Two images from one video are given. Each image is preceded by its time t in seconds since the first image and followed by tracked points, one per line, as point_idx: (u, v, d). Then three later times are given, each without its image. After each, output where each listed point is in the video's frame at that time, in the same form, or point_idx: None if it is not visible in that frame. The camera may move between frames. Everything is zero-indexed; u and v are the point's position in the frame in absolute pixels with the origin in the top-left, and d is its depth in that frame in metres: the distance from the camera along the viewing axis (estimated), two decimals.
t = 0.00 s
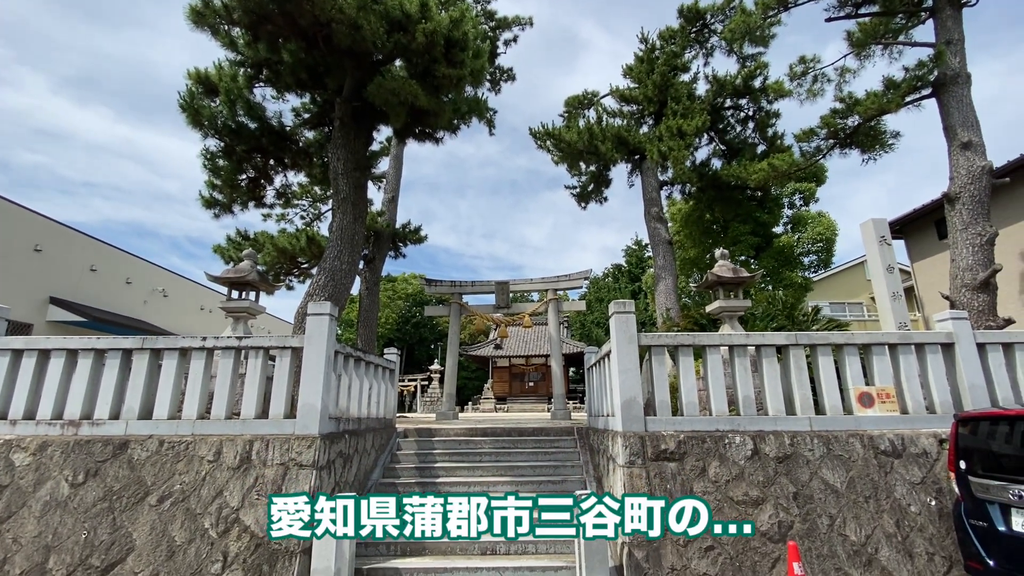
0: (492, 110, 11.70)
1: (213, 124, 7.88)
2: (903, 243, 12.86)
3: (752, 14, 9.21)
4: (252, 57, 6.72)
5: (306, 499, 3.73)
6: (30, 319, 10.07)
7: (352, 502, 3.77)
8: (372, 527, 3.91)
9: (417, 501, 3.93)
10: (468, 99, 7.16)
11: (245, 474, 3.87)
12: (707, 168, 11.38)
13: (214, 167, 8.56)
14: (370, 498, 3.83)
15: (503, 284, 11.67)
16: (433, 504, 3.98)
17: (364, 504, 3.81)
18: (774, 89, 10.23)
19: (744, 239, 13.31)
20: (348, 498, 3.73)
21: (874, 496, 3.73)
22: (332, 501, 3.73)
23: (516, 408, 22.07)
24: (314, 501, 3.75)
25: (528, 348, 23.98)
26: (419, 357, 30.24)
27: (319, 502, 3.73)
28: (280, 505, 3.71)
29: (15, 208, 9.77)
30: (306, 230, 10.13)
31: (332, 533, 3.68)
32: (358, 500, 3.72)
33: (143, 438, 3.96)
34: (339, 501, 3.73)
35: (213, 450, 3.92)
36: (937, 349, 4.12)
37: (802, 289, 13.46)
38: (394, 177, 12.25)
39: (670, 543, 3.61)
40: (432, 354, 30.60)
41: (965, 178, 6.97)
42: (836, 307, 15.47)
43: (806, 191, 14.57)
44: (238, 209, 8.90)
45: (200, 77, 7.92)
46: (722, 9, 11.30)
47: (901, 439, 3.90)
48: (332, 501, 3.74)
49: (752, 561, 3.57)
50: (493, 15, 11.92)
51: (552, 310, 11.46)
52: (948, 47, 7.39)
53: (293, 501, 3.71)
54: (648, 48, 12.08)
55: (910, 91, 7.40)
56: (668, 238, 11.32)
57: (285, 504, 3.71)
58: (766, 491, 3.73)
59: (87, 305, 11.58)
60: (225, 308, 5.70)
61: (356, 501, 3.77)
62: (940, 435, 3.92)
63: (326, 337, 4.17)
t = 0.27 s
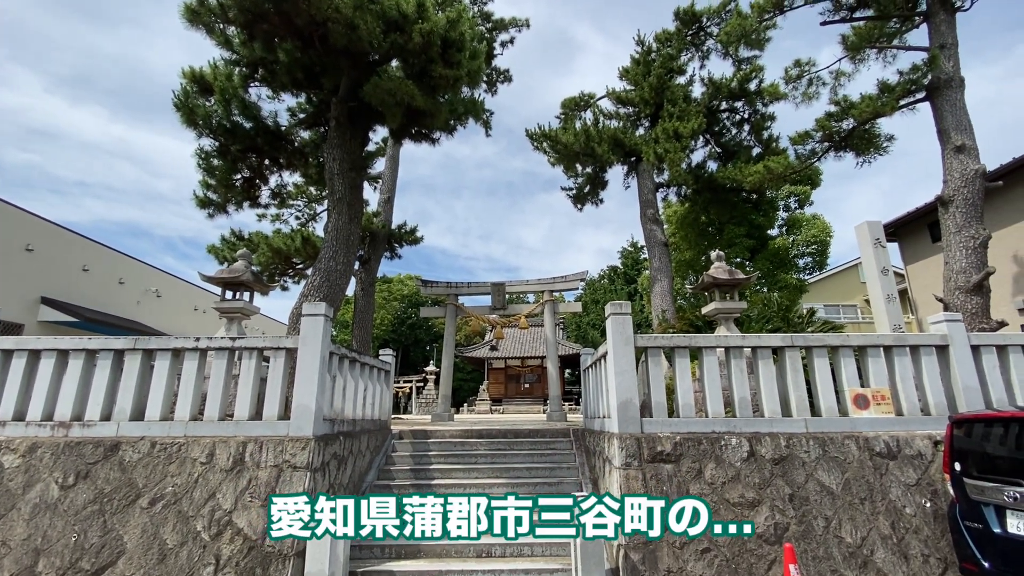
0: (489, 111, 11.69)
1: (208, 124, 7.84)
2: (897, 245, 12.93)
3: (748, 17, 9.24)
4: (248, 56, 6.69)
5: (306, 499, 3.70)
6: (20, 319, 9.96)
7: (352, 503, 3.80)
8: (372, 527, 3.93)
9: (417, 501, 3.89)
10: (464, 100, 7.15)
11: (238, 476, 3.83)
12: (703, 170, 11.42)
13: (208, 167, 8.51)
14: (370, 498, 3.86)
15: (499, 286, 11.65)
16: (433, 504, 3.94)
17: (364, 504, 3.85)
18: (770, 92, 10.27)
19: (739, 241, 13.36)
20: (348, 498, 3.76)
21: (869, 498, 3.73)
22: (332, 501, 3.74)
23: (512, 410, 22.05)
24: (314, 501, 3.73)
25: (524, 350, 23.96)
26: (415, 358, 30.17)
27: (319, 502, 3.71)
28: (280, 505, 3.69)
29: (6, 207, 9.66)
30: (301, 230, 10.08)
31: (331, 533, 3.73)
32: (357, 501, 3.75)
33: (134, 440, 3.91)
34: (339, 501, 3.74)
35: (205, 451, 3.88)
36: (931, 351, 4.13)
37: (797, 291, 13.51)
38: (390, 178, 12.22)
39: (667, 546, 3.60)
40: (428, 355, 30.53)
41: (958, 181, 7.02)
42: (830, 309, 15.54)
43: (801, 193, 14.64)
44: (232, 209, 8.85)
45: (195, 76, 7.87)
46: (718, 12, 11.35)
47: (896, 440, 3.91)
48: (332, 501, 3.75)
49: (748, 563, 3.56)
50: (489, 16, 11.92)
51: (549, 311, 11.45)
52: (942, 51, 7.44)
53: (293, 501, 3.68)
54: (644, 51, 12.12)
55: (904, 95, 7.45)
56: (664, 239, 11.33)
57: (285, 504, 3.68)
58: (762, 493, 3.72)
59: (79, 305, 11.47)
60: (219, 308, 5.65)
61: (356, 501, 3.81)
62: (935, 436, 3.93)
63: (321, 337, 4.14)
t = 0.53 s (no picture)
0: (484, 114, 11.69)
1: (201, 124, 7.76)
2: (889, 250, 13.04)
3: (742, 23, 9.30)
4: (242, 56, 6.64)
5: (306, 499, 3.69)
6: (8, 320, 9.82)
7: (352, 503, 3.88)
8: (373, 527, 4.03)
9: (417, 501, 3.95)
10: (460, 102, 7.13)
11: (227, 480, 3.77)
12: (697, 175, 11.46)
13: (201, 167, 8.44)
14: (370, 498, 3.95)
15: (494, 288, 11.62)
16: (433, 504, 3.99)
17: (364, 504, 3.95)
18: (763, 98, 10.34)
19: (732, 246, 13.42)
20: (348, 498, 3.83)
21: (864, 503, 3.73)
22: (332, 501, 3.79)
23: (506, 413, 21.98)
24: (314, 501, 3.72)
25: (518, 353, 23.92)
26: (408, 361, 30.04)
27: (319, 502, 3.74)
28: (280, 505, 3.68)
29: None
30: (295, 231, 10.01)
31: (332, 533, 3.83)
32: (357, 500, 3.84)
33: (121, 443, 3.84)
34: (339, 501, 3.80)
35: (194, 455, 3.81)
36: (925, 356, 4.14)
37: (790, 296, 13.58)
38: (384, 180, 12.17)
39: (661, 551, 3.57)
40: (422, 359, 30.41)
41: (949, 188, 7.08)
42: (823, 314, 15.63)
43: (794, 198, 14.73)
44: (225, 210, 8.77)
45: (188, 75, 7.81)
46: (712, 18, 11.42)
47: (890, 445, 3.91)
48: (332, 501, 3.80)
49: (743, 568, 3.54)
50: (485, 19, 11.94)
51: (543, 314, 11.43)
52: (934, 58, 7.52)
53: (294, 501, 3.68)
54: (639, 55, 12.17)
55: (896, 102, 7.52)
56: (659, 243, 11.36)
57: (285, 504, 3.68)
58: (757, 497, 3.71)
59: (68, 306, 11.32)
60: (210, 310, 5.58)
61: (356, 501, 3.90)
62: (928, 441, 3.94)
63: (313, 339, 4.09)
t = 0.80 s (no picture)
0: (478, 119, 11.68)
1: (190, 124, 7.67)
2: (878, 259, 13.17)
3: (734, 32, 9.39)
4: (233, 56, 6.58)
5: (306, 499, 3.65)
6: None
7: (352, 503, 3.90)
8: (372, 527, 4.00)
9: (417, 501, 3.94)
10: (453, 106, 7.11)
11: (208, 487, 3.66)
12: (689, 183, 11.52)
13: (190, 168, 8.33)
14: (370, 498, 3.95)
15: (485, 293, 11.57)
16: (433, 504, 3.97)
17: (364, 504, 3.95)
18: (755, 107, 10.43)
19: (723, 253, 13.49)
20: (348, 499, 3.85)
21: (855, 511, 3.71)
22: (332, 501, 3.81)
23: (497, 420, 21.85)
24: (314, 501, 3.69)
25: (510, 359, 23.84)
26: (399, 366, 29.83)
27: (319, 502, 3.73)
28: (280, 505, 3.62)
29: None
30: (285, 234, 9.91)
31: (332, 532, 3.85)
32: (357, 500, 3.85)
33: (99, 449, 3.73)
34: (339, 501, 3.83)
35: (175, 462, 3.71)
36: (914, 363, 4.14)
37: (780, 303, 13.65)
38: (377, 184, 12.11)
39: (652, 560, 3.52)
40: (412, 364, 30.22)
41: (937, 197, 7.16)
42: (812, 321, 15.74)
43: (784, 206, 14.85)
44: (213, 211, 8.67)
45: (178, 75, 7.72)
46: (704, 28, 11.53)
47: (881, 452, 3.90)
48: (332, 502, 3.82)
49: None
50: (480, 25, 11.96)
51: (535, 320, 11.38)
52: (921, 70, 7.63)
53: (293, 501, 3.63)
54: (632, 63, 12.25)
55: (885, 112, 7.60)
56: (651, 250, 11.38)
57: (285, 504, 3.62)
58: (748, 505, 3.68)
59: (52, 308, 11.11)
60: (195, 312, 5.47)
61: (356, 501, 3.91)
62: (918, 449, 3.94)
63: (300, 343, 4.02)
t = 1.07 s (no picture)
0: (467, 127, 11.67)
1: (173, 125, 7.55)
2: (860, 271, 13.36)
3: (721, 45, 9.51)
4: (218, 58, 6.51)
5: (306, 499, 3.61)
6: None
7: (352, 503, 3.77)
8: (372, 527, 3.87)
9: (417, 501, 3.79)
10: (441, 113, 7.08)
11: (177, 498, 3.53)
12: (676, 193, 11.60)
13: (172, 170, 8.20)
14: (370, 498, 3.81)
15: (472, 301, 11.49)
16: (433, 504, 3.84)
17: (364, 504, 3.82)
18: (741, 119, 10.56)
19: (709, 263, 13.58)
20: (347, 499, 3.72)
21: (837, 524, 3.68)
22: (332, 502, 3.72)
23: (483, 429, 21.67)
24: (314, 502, 3.65)
25: (497, 367, 23.72)
26: (385, 374, 29.53)
27: (319, 502, 3.68)
28: (280, 505, 3.64)
29: None
30: (269, 239, 9.77)
31: (332, 533, 3.75)
32: (357, 500, 3.72)
33: (63, 458, 3.58)
34: (339, 502, 3.71)
35: (142, 472, 3.58)
36: (896, 375, 4.16)
37: (765, 314, 13.75)
38: (364, 190, 12.02)
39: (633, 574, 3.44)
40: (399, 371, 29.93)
41: (918, 211, 7.27)
42: (797, 333, 15.87)
43: (769, 218, 15.02)
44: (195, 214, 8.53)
45: (161, 76, 7.61)
46: (692, 41, 11.69)
47: (863, 464, 3.89)
48: (332, 502, 3.73)
49: None
50: (470, 34, 12.00)
51: (521, 328, 11.32)
52: (903, 86, 7.77)
53: (293, 501, 3.60)
54: (621, 75, 12.35)
55: (867, 126, 7.72)
56: (638, 259, 11.41)
57: (285, 504, 3.63)
58: (731, 518, 3.64)
59: (27, 311, 10.83)
60: (171, 317, 5.33)
61: (356, 501, 3.78)
62: (900, 461, 3.94)
63: (278, 349, 3.92)
